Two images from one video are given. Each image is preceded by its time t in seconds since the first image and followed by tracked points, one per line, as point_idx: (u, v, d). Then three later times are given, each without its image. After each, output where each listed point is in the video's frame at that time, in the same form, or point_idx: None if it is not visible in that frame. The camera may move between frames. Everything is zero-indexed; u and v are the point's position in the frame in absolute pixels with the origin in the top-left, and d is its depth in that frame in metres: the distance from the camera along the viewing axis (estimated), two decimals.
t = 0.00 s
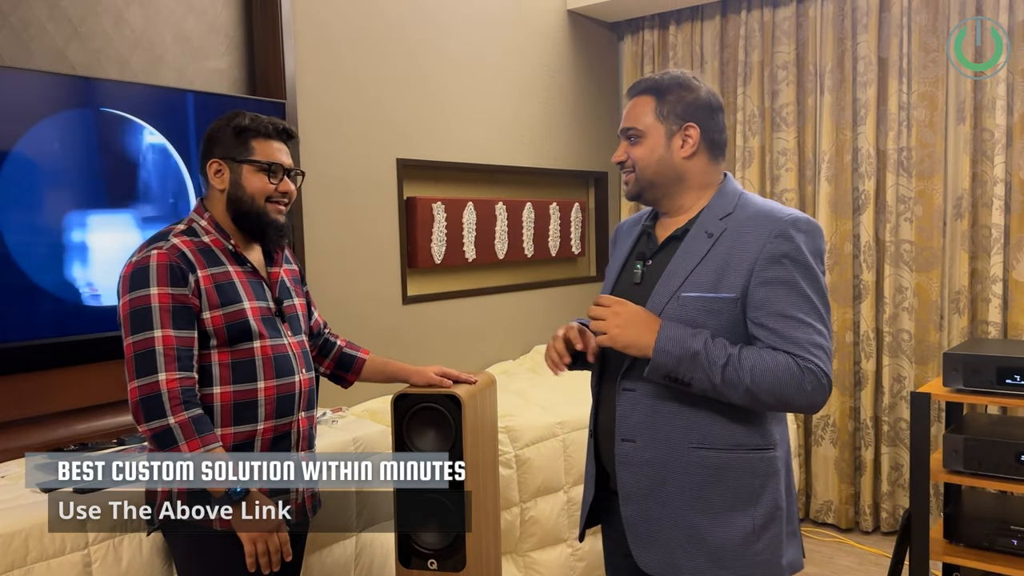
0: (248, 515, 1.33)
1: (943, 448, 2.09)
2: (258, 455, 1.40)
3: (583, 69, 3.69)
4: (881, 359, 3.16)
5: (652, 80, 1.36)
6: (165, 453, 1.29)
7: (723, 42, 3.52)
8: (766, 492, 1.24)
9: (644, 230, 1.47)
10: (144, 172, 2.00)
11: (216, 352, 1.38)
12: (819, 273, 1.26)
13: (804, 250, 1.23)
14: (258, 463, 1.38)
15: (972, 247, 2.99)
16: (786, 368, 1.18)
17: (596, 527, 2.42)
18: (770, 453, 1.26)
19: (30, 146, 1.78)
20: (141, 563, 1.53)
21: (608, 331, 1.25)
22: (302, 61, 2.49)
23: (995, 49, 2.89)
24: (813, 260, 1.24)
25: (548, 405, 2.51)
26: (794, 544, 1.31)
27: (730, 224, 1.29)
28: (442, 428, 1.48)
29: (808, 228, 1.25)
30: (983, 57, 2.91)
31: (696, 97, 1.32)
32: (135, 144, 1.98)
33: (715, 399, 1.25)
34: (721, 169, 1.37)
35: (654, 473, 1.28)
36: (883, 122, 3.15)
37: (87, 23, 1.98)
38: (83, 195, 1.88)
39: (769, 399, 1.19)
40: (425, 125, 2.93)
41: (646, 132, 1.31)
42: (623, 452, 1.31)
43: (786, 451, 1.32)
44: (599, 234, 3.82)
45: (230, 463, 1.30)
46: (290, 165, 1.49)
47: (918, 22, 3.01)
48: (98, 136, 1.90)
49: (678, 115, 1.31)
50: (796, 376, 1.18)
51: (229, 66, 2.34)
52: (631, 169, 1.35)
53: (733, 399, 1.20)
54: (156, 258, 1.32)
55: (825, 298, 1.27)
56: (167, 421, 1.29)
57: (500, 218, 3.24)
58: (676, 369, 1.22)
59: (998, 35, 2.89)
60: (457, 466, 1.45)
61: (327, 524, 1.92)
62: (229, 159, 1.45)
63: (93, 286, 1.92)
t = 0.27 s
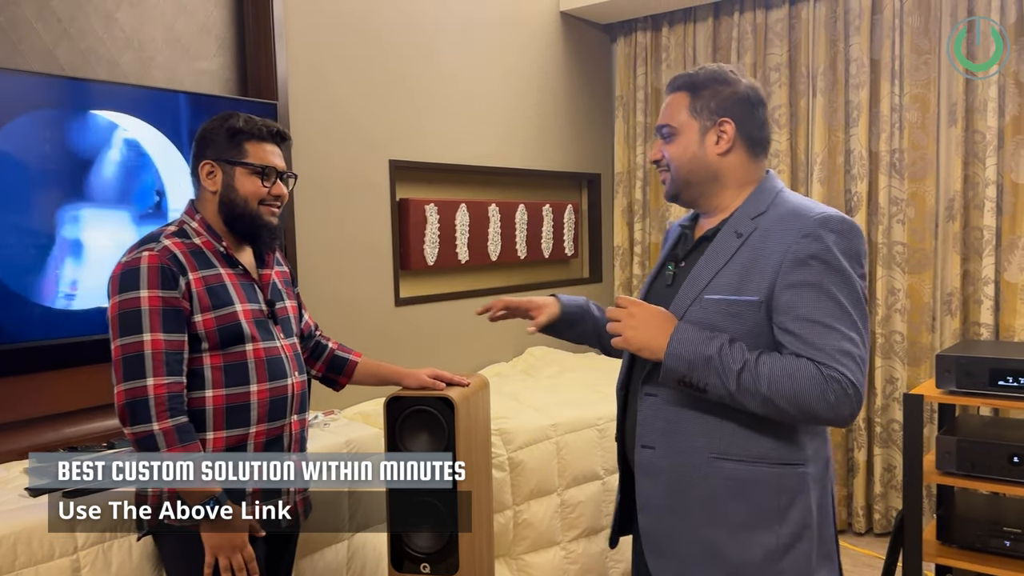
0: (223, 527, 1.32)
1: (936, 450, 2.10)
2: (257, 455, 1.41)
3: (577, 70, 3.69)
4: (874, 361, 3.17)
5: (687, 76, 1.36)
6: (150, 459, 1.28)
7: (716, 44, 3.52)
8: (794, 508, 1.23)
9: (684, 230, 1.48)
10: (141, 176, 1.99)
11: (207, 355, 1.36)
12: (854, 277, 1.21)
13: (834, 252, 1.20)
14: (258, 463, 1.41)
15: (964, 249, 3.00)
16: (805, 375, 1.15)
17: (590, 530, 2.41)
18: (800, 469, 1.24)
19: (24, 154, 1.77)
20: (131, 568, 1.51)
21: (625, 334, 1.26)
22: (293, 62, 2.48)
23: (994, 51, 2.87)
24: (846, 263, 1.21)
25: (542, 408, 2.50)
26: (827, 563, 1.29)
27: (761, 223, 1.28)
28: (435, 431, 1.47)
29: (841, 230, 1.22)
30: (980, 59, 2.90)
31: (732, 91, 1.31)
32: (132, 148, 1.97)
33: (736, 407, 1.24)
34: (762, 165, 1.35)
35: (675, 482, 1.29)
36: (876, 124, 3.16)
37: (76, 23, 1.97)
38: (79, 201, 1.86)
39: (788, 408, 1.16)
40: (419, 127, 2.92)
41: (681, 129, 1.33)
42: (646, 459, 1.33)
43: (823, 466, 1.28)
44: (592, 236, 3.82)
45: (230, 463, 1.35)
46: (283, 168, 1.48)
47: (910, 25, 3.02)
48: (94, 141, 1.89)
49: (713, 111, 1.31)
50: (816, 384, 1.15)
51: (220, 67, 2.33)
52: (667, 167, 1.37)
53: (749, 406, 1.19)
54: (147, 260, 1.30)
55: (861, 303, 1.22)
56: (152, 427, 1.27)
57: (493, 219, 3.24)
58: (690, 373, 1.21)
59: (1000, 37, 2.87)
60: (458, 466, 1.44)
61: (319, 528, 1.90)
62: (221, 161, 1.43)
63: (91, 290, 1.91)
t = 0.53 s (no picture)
0: (211, 532, 1.30)
1: (927, 451, 2.10)
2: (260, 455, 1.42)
3: (569, 71, 3.68)
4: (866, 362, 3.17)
5: (711, 77, 1.30)
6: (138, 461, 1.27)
7: (707, 45, 3.53)
8: (821, 520, 1.17)
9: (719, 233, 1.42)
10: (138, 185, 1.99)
11: (194, 357, 1.35)
12: (875, 278, 1.13)
13: (851, 251, 1.12)
14: (258, 463, 1.41)
15: (954, 250, 3.00)
16: (812, 381, 1.09)
17: (582, 531, 2.41)
18: (828, 479, 1.18)
19: (23, 164, 1.76)
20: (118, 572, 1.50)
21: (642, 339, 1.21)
22: (283, 62, 2.47)
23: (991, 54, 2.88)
24: (865, 263, 1.12)
25: (533, 409, 2.49)
26: None
27: (783, 223, 1.22)
28: (425, 433, 1.46)
29: (864, 229, 1.14)
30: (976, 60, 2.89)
31: (759, 90, 1.25)
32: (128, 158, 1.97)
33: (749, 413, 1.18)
34: (796, 164, 1.28)
35: (697, 491, 1.25)
36: (867, 125, 3.16)
37: (65, 23, 1.95)
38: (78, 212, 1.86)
39: (794, 415, 1.10)
40: (410, 128, 2.91)
41: (706, 130, 1.27)
42: (669, 467, 1.30)
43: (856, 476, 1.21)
44: (584, 237, 3.81)
45: (230, 463, 1.36)
46: (272, 170, 1.47)
47: (901, 27, 3.03)
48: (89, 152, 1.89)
49: (739, 110, 1.25)
50: (824, 390, 1.08)
51: (210, 67, 2.31)
52: (696, 170, 1.31)
53: (756, 412, 1.13)
54: (135, 260, 1.29)
55: (885, 306, 1.13)
56: (141, 428, 1.26)
57: (485, 221, 3.23)
58: (695, 377, 1.16)
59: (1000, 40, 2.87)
60: (456, 466, 1.44)
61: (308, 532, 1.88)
62: (211, 162, 1.42)
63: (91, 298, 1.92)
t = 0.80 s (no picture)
0: (201, 532, 1.29)
1: (919, 453, 2.10)
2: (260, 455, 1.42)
3: (563, 73, 3.69)
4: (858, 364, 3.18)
5: (737, 70, 1.26)
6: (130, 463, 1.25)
7: (700, 48, 3.53)
8: (823, 523, 1.15)
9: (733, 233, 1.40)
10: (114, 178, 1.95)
11: (186, 359, 1.34)
12: (879, 278, 1.10)
13: (853, 252, 1.09)
14: (258, 463, 1.41)
15: (946, 252, 3.01)
16: (811, 384, 1.07)
17: (574, 533, 2.41)
18: (832, 482, 1.16)
19: (16, 165, 1.75)
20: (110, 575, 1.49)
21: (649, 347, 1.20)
22: (276, 64, 2.46)
23: (982, 58, 2.88)
24: (868, 264, 1.10)
25: (526, 411, 2.49)
26: None
27: (789, 223, 1.20)
28: (418, 435, 1.45)
29: (869, 227, 1.11)
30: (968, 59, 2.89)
31: (784, 88, 1.21)
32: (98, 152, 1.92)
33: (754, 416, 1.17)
34: (814, 166, 1.25)
35: (701, 490, 1.25)
36: (860, 127, 3.17)
37: (56, 24, 1.94)
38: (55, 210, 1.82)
39: (795, 418, 1.09)
40: (404, 129, 2.91)
41: (726, 125, 1.24)
42: (677, 465, 1.31)
43: (867, 480, 1.18)
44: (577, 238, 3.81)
45: (230, 463, 1.37)
46: (265, 172, 1.46)
47: (893, 29, 3.04)
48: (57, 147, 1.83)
49: (761, 107, 1.21)
50: (824, 393, 1.06)
51: (203, 69, 2.31)
52: (710, 164, 1.29)
53: (757, 415, 1.12)
54: (127, 262, 1.28)
55: (891, 307, 1.10)
56: (132, 430, 1.25)
57: (478, 222, 3.23)
58: (698, 381, 1.16)
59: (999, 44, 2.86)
60: (457, 466, 1.43)
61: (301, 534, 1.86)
62: (204, 163, 1.41)
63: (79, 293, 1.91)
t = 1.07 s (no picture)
0: (194, 533, 1.29)
1: (911, 454, 2.11)
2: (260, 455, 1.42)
3: (557, 74, 3.69)
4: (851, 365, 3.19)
5: (734, 73, 1.27)
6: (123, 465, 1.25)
7: (694, 50, 3.54)
8: (809, 521, 1.16)
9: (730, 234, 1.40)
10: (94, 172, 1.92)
11: (179, 360, 1.34)
12: (861, 282, 1.10)
13: (835, 255, 1.10)
14: (258, 463, 1.42)
15: (939, 254, 3.03)
16: (786, 384, 1.07)
17: (568, 534, 2.41)
18: (817, 480, 1.16)
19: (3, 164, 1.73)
20: None
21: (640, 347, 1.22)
22: (270, 65, 2.46)
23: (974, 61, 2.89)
24: (851, 267, 1.10)
25: (520, 413, 2.49)
26: None
27: (779, 225, 1.20)
28: (411, 436, 1.45)
29: (854, 232, 1.11)
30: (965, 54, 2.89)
31: (780, 90, 1.21)
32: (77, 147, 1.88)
33: (736, 415, 1.17)
34: (811, 166, 1.26)
35: (692, 486, 1.26)
36: (852, 129, 3.19)
37: (49, 24, 1.94)
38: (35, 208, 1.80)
39: (770, 417, 1.09)
40: (397, 130, 2.91)
41: (723, 127, 1.24)
42: (669, 462, 1.31)
43: (855, 479, 1.19)
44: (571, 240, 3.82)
45: (230, 463, 1.37)
46: (258, 174, 1.46)
47: (886, 32, 3.05)
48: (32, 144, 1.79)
49: (758, 108, 1.22)
50: (798, 393, 1.06)
51: (196, 69, 2.30)
52: (708, 167, 1.29)
53: (735, 414, 1.13)
54: (118, 263, 1.28)
55: (872, 311, 1.09)
56: (125, 432, 1.24)
57: (473, 223, 3.23)
58: (681, 378, 1.17)
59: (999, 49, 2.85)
60: (457, 466, 1.45)
61: (294, 536, 1.87)
62: (196, 164, 1.41)
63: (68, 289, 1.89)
